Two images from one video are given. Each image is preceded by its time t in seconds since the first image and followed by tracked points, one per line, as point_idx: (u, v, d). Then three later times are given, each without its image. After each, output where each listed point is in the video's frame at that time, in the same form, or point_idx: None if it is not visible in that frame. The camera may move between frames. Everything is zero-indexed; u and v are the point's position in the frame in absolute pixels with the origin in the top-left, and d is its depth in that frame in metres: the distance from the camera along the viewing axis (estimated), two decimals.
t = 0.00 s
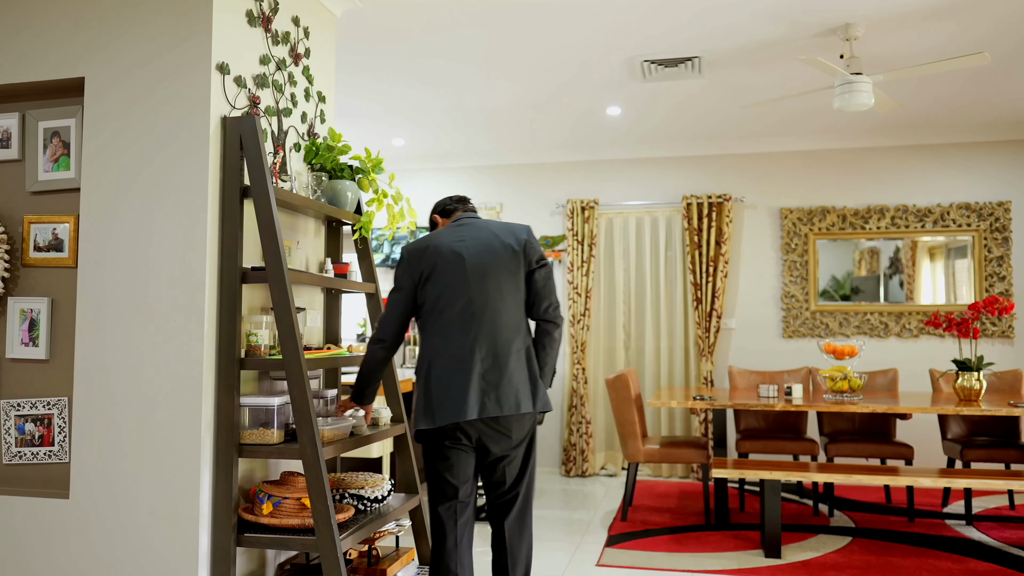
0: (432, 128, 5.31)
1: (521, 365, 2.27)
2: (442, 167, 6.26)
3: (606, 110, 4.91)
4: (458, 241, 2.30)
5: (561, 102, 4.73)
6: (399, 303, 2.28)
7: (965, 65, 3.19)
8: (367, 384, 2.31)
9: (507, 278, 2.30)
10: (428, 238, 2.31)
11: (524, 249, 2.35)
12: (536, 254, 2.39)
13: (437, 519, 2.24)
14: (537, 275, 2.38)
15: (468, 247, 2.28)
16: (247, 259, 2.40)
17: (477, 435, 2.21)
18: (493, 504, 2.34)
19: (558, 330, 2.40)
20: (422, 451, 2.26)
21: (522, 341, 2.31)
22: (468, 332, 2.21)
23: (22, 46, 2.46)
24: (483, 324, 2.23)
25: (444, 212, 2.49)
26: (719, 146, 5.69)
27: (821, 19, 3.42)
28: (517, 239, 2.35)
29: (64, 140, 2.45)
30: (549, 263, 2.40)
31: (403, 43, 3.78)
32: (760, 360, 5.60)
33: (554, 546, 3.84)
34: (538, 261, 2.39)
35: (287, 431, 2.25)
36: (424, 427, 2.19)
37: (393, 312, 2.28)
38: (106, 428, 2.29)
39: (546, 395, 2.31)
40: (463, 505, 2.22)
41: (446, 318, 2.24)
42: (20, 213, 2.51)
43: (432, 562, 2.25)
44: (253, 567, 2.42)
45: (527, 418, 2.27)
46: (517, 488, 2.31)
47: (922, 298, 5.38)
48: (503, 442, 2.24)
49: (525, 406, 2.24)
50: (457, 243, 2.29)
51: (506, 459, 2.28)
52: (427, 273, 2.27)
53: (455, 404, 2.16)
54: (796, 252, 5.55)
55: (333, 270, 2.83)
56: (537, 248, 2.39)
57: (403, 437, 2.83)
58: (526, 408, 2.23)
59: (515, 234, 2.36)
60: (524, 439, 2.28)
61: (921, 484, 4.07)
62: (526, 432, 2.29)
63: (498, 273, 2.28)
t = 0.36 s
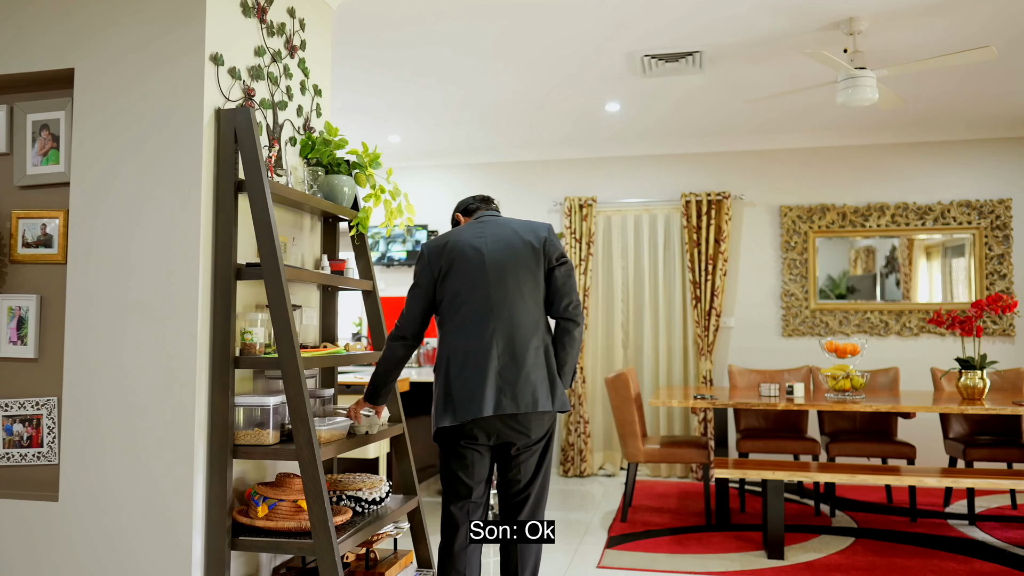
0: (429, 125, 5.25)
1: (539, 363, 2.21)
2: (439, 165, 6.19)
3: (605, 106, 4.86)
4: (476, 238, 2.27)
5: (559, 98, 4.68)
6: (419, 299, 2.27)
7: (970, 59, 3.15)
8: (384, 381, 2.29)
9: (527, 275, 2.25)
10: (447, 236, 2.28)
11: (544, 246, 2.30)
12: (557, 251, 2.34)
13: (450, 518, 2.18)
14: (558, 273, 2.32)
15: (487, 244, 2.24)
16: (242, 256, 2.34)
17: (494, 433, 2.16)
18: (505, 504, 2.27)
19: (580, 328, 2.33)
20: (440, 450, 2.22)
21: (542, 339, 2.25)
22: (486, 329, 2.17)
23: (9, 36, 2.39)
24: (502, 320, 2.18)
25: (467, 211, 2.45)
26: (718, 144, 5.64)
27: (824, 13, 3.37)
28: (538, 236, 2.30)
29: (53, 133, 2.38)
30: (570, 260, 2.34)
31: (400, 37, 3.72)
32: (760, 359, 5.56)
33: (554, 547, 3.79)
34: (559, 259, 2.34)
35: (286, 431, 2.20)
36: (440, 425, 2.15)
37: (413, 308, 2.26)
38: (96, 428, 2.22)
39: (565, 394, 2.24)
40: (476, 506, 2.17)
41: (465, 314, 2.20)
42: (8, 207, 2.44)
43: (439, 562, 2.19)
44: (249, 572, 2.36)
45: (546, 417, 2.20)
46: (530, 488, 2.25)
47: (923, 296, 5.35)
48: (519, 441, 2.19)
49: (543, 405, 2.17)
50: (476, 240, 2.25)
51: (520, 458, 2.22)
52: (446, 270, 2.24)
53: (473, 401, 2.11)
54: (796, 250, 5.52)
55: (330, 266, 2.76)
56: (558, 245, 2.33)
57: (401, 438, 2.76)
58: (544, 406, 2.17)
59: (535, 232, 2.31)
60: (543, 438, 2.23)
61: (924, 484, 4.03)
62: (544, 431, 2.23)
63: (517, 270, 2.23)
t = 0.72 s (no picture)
0: (427, 122, 5.19)
1: (557, 360, 2.16)
2: (437, 163, 6.14)
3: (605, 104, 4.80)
4: (485, 239, 2.22)
5: (559, 96, 4.63)
6: (430, 302, 2.21)
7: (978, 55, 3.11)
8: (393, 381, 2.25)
9: (539, 273, 2.21)
10: (456, 238, 2.24)
11: (554, 245, 2.27)
12: (567, 248, 2.30)
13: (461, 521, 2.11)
14: (569, 269, 2.29)
15: (496, 244, 2.19)
16: (236, 253, 2.28)
17: (511, 435, 2.10)
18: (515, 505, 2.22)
19: (595, 323, 2.29)
20: (452, 453, 2.16)
21: (557, 336, 2.20)
22: (500, 328, 2.12)
23: None
24: (516, 319, 2.13)
25: (474, 215, 2.39)
26: (718, 142, 5.59)
27: (829, 8, 3.33)
28: (547, 235, 2.27)
29: (43, 127, 2.33)
30: (580, 256, 2.31)
31: (397, 33, 3.66)
32: (760, 359, 5.51)
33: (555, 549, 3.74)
34: (569, 255, 2.30)
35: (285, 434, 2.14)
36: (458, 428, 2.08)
37: (423, 311, 2.21)
38: (87, 430, 2.17)
39: (583, 390, 2.19)
40: (484, 509, 2.11)
41: (477, 315, 2.14)
42: None
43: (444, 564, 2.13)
44: None
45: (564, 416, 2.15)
46: (543, 489, 2.20)
47: (925, 296, 5.31)
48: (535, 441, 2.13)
49: (563, 402, 2.12)
50: (485, 240, 2.21)
51: (535, 459, 2.17)
52: (457, 272, 2.19)
53: (490, 401, 2.05)
54: (797, 249, 5.48)
55: (327, 264, 2.71)
56: (568, 242, 2.30)
57: (399, 439, 2.71)
58: (564, 403, 2.11)
59: (544, 230, 2.28)
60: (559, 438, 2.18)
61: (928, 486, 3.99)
62: (561, 431, 2.18)
63: (528, 268, 2.19)
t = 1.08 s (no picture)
0: (426, 119, 5.16)
1: (569, 360, 2.17)
2: (435, 160, 6.10)
3: (604, 102, 4.77)
4: (500, 235, 2.20)
5: (558, 93, 4.59)
6: (440, 299, 2.19)
7: (981, 52, 3.09)
8: (399, 381, 2.21)
9: (554, 272, 2.20)
10: (469, 233, 2.21)
11: (569, 244, 2.26)
12: (580, 248, 2.30)
13: (467, 516, 2.11)
14: (582, 269, 2.30)
15: (512, 242, 2.17)
16: (236, 249, 2.25)
17: (521, 434, 2.10)
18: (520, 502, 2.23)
19: (606, 324, 2.30)
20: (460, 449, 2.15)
21: (569, 337, 2.20)
22: (514, 327, 2.11)
23: None
24: (530, 319, 2.13)
25: (488, 207, 2.36)
26: (717, 140, 5.58)
27: (832, 5, 3.31)
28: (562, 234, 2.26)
29: (38, 120, 2.29)
30: (593, 256, 2.32)
31: (397, 29, 3.63)
32: (759, 358, 5.50)
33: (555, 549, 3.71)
34: (582, 255, 2.31)
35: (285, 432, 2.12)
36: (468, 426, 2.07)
37: (434, 308, 2.19)
38: (83, 428, 2.13)
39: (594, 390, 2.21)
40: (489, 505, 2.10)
41: (491, 314, 2.12)
42: None
43: (445, 559, 2.13)
44: None
45: (574, 416, 2.17)
46: (550, 486, 2.21)
47: (924, 295, 5.30)
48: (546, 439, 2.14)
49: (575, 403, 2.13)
50: (500, 238, 2.19)
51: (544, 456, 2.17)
52: (470, 269, 2.17)
53: (504, 402, 2.05)
54: (796, 248, 5.46)
55: (327, 261, 2.68)
56: (581, 242, 2.30)
57: (399, 437, 2.68)
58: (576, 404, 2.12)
59: (558, 229, 2.27)
60: (569, 435, 2.19)
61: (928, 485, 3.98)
62: (571, 430, 2.20)
63: (544, 268, 2.18)
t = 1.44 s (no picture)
0: (425, 118, 5.14)
1: (576, 365, 2.24)
2: (434, 160, 6.09)
3: (605, 102, 4.76)
4: (521, 233, 2.24)
5: (558, 93, 4.58)
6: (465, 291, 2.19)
7: (984, 54, 3.10)
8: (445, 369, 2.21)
9: (570, 277, 2.27)
10: (490, 228, 2.25)
11: (585, 252, 2.33)
12: (594, 257, 2.38)
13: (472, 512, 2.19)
14: (594, 277, 2.38)
15: (534, 241, 2.22)
16: (241, 249, 2.24)
17: (526, 433, 2.16)
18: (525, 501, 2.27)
19: (611, 333, 2.39)
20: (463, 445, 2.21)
21: (576, 341, 2.28)
22: (530, 327, 2.17)
23: None
24: (544, 320, 2.20)
25: (507, 198, 2.40)
26: (716, 141, 5.58)
27: (835, 5, 3.31)
28: (580, 240, 2.32)
29: (40, 118, 2.27)
30: (605, 266, 2.40)
31: (399, 28, 3.61)
32: (758, 358, 5.51)
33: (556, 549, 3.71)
34: (595, 264, 2.38)
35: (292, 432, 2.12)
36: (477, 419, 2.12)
37: (463, 300, 2.18)
38: (86, 428, 2.11)
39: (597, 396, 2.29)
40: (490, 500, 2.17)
41: (509, 311, 2.17)
42: None
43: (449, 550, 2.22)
44: None
45: (577, 419, 2.24)
46: (553, 487, 2.25)
47: (921, 295, 5.32)
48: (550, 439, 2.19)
49: (579, 407, 2.21)
50: (521, 237, 2.23)
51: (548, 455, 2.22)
52: (491, 264, 2.20)
53: (514, 399, 2.11)
54: (795, 248, 5.47)
55: (332, 260, 2.67)
56: (595, 251, 2.37)
57: (404, 438, 2.66)
58: (580, 409, 2.20)
59: (577, 236, 2.33)
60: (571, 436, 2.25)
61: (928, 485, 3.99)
62: (574, 432, 2.26)
63: (561, 271, 2.24)
